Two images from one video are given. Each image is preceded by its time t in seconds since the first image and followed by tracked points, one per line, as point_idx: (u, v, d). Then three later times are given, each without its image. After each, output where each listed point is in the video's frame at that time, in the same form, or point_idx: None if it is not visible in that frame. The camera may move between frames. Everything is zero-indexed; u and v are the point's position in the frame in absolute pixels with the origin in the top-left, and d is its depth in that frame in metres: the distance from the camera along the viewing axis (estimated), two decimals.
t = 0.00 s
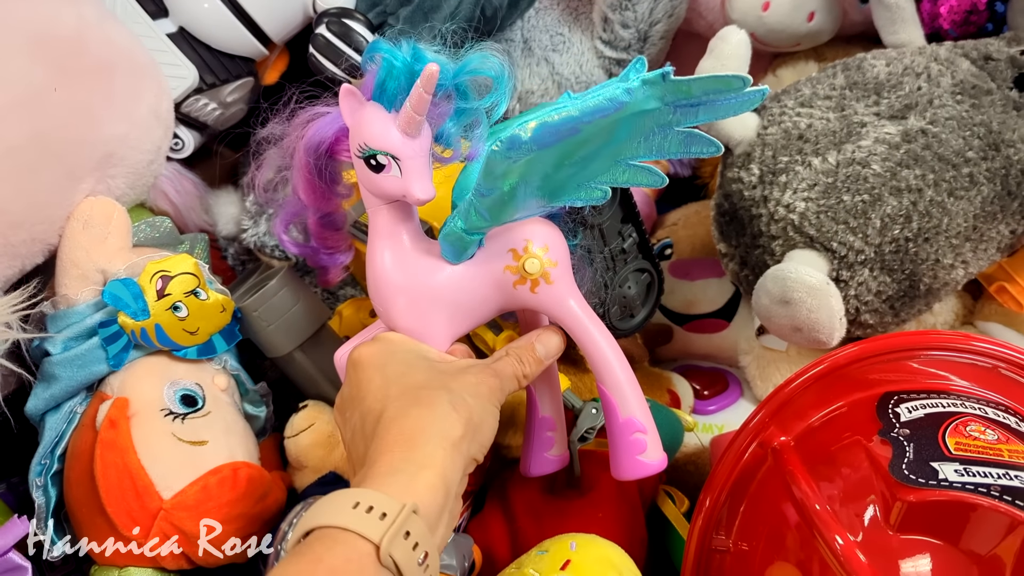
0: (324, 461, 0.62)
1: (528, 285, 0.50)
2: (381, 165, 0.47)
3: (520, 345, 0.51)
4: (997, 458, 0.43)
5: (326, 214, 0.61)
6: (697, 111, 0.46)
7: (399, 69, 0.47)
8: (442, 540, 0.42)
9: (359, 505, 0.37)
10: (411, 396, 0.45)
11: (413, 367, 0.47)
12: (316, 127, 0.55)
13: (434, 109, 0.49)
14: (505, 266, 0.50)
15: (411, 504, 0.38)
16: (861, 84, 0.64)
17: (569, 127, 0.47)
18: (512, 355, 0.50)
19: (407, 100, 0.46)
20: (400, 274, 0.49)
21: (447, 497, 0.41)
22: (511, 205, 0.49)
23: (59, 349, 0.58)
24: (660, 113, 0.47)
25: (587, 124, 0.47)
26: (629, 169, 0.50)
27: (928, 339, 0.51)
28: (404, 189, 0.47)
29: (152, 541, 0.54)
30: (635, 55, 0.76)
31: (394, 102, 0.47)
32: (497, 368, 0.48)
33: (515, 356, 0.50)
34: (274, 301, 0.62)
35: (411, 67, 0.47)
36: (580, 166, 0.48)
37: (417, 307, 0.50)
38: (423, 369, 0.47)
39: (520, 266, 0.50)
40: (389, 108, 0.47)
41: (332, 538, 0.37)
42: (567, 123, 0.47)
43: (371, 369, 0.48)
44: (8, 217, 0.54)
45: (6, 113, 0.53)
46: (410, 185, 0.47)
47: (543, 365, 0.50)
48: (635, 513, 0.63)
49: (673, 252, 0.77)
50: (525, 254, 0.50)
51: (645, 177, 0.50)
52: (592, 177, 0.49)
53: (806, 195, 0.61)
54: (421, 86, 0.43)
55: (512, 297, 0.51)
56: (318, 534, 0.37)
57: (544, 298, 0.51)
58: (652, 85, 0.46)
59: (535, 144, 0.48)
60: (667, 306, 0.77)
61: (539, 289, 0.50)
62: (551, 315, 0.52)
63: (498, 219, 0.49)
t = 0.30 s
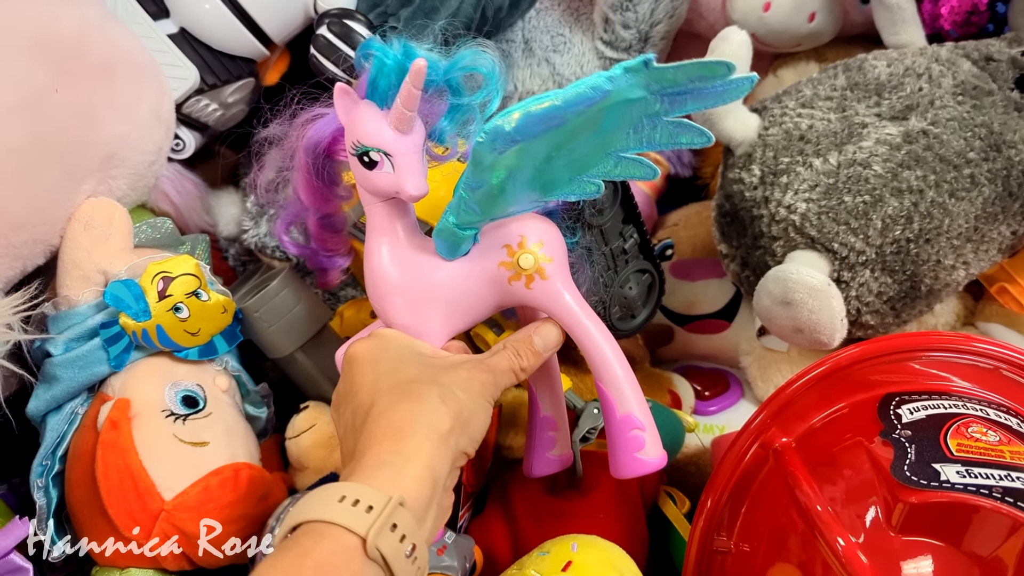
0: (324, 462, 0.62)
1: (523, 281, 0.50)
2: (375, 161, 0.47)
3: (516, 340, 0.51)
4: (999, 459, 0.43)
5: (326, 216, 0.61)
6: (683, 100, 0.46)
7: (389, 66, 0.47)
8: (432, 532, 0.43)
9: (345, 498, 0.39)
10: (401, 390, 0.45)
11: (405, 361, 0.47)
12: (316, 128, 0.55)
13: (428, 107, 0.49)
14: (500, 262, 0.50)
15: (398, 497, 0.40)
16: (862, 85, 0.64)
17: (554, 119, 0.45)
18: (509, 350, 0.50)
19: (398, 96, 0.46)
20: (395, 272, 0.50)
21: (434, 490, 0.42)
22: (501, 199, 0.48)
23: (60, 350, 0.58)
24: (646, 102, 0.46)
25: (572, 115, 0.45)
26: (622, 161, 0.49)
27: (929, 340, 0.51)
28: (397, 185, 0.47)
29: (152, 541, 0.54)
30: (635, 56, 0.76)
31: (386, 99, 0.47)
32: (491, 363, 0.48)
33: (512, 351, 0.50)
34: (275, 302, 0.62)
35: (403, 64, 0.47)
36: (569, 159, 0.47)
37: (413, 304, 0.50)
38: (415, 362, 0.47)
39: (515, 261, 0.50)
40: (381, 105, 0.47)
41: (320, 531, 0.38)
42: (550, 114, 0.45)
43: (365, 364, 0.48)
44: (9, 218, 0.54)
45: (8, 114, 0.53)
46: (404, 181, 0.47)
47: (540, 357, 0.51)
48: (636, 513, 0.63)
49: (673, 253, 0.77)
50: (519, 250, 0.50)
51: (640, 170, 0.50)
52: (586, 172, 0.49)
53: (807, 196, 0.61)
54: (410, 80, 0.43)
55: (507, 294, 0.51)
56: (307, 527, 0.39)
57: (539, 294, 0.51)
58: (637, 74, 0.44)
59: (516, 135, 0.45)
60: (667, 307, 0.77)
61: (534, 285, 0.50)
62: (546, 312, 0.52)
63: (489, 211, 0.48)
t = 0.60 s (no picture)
0: (324, 466, 0.62)
1: (514, 271, 0.50)
2: (357, 160, 0.47)
3: (516, 327, 0.51)
4: (1003, 464, 0.43)
5: (324, 220, 0.62)
6: (645, 67, 0.46)
7: (363, 64, 0.46)
8: (412, 528, 0.43)
9: (321, 499, 0.40)
10: (385, 385, 0.46)
11: (393, 356, 0.48)
12: (310, 135, 0.55)
13: (409, 100, 0.48)
14: (491, 254, 0.50)
15: (374, 495, 0.40)
16: (864, 86, 0.64)
17: (515, 98, 0.46)
18: (508, 336, 0.50)
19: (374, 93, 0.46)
20: (390, 270, 0.50)
21: (413, 489, 0.43)
22: (474, 186, 0.47)
23: (58, 353, 0.57)
24: (611, 74, 0.46)
25: (532, 93, 0.46)
26: (601, 140, 0.49)
27: (932, 343, 0.51)
28: (380, 182, 0.48)
29: (152, 541, 0.53)
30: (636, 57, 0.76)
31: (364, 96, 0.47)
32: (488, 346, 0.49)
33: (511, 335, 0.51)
34: (274, 305, 0.62)
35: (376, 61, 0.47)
36: (540, 136, 0.47)
37: (410, 300, 0.50)
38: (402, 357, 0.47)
39: (505, 251, 0.50)
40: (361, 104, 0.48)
41: (297, 532, 0.39)
42: (508, 93, 0.45)
43: (354, 363, 0.48)
44: (8, 221, 0.54)
45: (7, 116, 0.52)
46: (387, 179, 0.47)
47: (538, 338, 0.52)
48: (637, 517, 0.63)
49: (673, 255, 0.76)
50: (508, 239, 0.50)
51: (620, 148, 0.49)
52: (563, 153, 0.49)
53: (809, 198, 0.61)
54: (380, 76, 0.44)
55: (501, 285, 0.51)
56: (287, 529, 0.40)
57: (532, 282, 0.50)
58: (594, 44, 0.45)
59: (477, 118, 0.46)
60: (668, 309, 0.77)
61: (526, 274, 0.50)
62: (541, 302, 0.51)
63: (467, 201, 0.48)
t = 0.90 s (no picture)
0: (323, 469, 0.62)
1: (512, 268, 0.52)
2: (357, 154, 0.47)
3: (464, 277, 0.48)
4: (1001, 467, 0.43)
5: (322, 215, 0.62)
6: (650, 65, 0.46)
7: (365, 59, 0.47)
8: (403, 525, 0.44)
9: (311, 497, 0.40)
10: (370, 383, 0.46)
11: (375, 350, 0.47)
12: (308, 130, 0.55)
13: (410, 95, 0.49)
14: (488, 250, 0.51)
15: (365, 493, 0.41)
16: (863, 88, 0.64)
17: (518, 94, 0.45)
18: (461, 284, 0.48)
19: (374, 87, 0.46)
20: (388, 265, 0.51)
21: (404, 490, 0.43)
22: (474, 181, 0.48)
23: (56, 356, 0.57)
24: (613, 71, 0.46)
25: (535, 88, 0.46)
26: (603, 138, 0.50)
27: (930, 346, 0.51)
28: (380, 177, 0.47)
29: (151, 540, 0.53)
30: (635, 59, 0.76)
31: (365, 91, 0.47)
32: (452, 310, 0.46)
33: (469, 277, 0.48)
34: (273, 307, 0.62)
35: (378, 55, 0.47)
36: (543, 133, 0.47)
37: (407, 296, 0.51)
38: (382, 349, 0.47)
39: (502, 248, 0.51)
40: (362, 97, 0.47)
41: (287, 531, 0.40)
42: (510, 88, 0.45)
43: (347, 359, 0.49)
44: (5, 223, 0.54)
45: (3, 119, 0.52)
46: (386, 173, 0.47)
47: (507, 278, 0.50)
48: (635, 519, 0.63)
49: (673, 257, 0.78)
50: (506, 236, 0.51)
51: (621, 146, 0.50)
52: (565, 151, 0.49)
53: (807, 201, 0.61)
54: (381, 71, 0.43)
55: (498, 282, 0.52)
56: (278, 528, 0.40)
57: (530, 279, 0.52)
58: (599, 41, 0.45)
59: (479, 113, 0.45)
60: (667, 311, 0.77)
61: (524, 270, 0.52)
62: (540, 298, 0.53)
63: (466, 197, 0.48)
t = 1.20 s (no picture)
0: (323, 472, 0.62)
1: (504, 269, 0.51)
2: (343, 162, 0.47)
3: (455, 280, 0.48)
4: (1003, 471, 0.43)
5: (316, 224, 0.64)
6: (627, 58, 0.46)
7: (345, 67, 0.47)
8: (393, 531, 0.44)
9: (300, 506, 0.40)
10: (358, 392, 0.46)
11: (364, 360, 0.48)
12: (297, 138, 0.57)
13: (394, 100, 0.49)
14: (480, 251, 0.51)
15: (355, 501, 0.41)
16: (864, 91, 0.63)
17: (495, 94, 0.45)
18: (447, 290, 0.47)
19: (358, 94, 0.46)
20: (382, 270, 0.51)
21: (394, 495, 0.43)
22: (459, 183, 0.48)
23: (55, 359, 0.57)
24: (591, 66, 0.46)
25: (511, 88, 0.46)
26: (586, 135, 0.49)
27: (931, 350, 0.50)
28: (367, 183, 0.48)
29: (152, 541, 0.53)
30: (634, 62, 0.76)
31: (349, 98, 0.47)
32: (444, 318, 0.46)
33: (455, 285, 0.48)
34: (273, 310, 0.62)
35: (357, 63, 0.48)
36: (525, 133, 0.48)
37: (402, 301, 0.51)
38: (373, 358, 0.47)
39: (494, 250, 0.51)
40: (346, 105, 0.47)
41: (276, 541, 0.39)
42: (487, 88, 0.45)
43: (341, 367, 0.49)
44: (4, 226, 0.54)
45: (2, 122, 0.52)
46: (373, 180, 0.47)
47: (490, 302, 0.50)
48: (636, 523, 0.63)
49: (673, 259, 0.79)
50: (496, 237, 0.51)
51: (605, 141, 0.49)
52: (549, 149, 0.49)
53: (808, 204, 0.61)
54: (362, 76, 0.43)
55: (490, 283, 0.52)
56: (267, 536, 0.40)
57: (522, 280, 0.52)
58: (574, 37, 0.45)
59: (457, 115, 0.45)
60: (667, 314, 0.77)
61: (515, 271, 0.51)
62: (534, 299, 0.53)
63: (454, 200, 0.48)
